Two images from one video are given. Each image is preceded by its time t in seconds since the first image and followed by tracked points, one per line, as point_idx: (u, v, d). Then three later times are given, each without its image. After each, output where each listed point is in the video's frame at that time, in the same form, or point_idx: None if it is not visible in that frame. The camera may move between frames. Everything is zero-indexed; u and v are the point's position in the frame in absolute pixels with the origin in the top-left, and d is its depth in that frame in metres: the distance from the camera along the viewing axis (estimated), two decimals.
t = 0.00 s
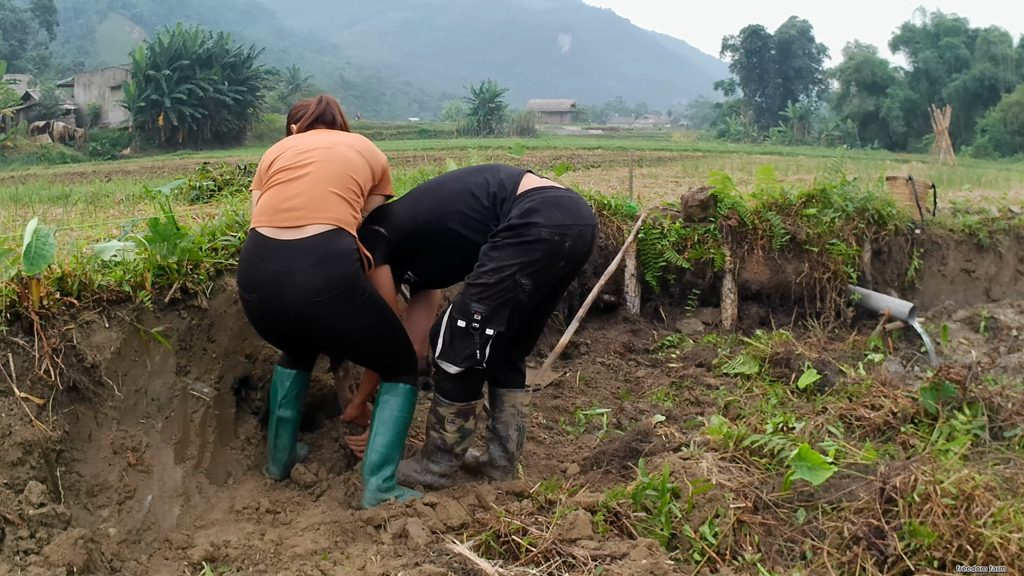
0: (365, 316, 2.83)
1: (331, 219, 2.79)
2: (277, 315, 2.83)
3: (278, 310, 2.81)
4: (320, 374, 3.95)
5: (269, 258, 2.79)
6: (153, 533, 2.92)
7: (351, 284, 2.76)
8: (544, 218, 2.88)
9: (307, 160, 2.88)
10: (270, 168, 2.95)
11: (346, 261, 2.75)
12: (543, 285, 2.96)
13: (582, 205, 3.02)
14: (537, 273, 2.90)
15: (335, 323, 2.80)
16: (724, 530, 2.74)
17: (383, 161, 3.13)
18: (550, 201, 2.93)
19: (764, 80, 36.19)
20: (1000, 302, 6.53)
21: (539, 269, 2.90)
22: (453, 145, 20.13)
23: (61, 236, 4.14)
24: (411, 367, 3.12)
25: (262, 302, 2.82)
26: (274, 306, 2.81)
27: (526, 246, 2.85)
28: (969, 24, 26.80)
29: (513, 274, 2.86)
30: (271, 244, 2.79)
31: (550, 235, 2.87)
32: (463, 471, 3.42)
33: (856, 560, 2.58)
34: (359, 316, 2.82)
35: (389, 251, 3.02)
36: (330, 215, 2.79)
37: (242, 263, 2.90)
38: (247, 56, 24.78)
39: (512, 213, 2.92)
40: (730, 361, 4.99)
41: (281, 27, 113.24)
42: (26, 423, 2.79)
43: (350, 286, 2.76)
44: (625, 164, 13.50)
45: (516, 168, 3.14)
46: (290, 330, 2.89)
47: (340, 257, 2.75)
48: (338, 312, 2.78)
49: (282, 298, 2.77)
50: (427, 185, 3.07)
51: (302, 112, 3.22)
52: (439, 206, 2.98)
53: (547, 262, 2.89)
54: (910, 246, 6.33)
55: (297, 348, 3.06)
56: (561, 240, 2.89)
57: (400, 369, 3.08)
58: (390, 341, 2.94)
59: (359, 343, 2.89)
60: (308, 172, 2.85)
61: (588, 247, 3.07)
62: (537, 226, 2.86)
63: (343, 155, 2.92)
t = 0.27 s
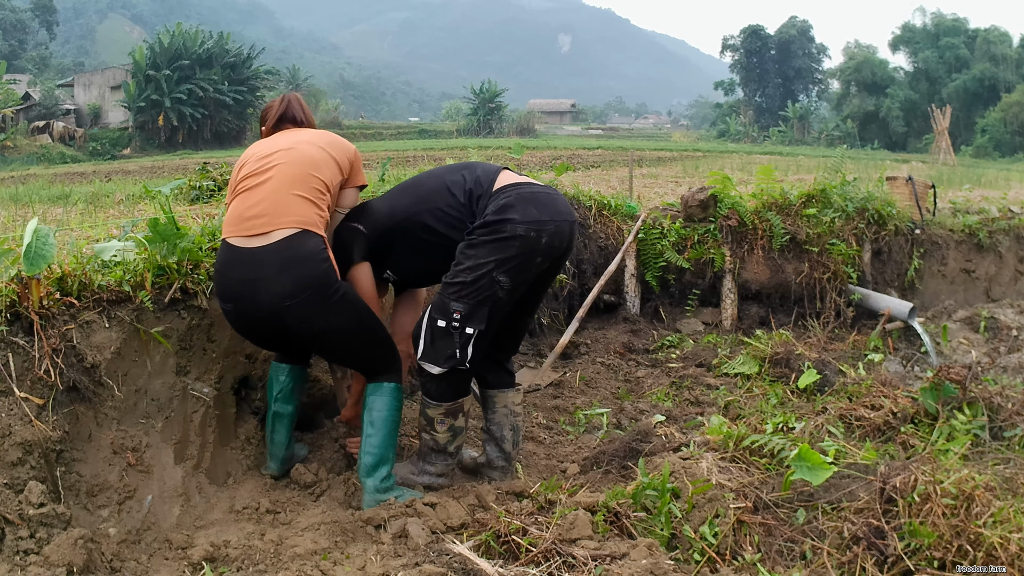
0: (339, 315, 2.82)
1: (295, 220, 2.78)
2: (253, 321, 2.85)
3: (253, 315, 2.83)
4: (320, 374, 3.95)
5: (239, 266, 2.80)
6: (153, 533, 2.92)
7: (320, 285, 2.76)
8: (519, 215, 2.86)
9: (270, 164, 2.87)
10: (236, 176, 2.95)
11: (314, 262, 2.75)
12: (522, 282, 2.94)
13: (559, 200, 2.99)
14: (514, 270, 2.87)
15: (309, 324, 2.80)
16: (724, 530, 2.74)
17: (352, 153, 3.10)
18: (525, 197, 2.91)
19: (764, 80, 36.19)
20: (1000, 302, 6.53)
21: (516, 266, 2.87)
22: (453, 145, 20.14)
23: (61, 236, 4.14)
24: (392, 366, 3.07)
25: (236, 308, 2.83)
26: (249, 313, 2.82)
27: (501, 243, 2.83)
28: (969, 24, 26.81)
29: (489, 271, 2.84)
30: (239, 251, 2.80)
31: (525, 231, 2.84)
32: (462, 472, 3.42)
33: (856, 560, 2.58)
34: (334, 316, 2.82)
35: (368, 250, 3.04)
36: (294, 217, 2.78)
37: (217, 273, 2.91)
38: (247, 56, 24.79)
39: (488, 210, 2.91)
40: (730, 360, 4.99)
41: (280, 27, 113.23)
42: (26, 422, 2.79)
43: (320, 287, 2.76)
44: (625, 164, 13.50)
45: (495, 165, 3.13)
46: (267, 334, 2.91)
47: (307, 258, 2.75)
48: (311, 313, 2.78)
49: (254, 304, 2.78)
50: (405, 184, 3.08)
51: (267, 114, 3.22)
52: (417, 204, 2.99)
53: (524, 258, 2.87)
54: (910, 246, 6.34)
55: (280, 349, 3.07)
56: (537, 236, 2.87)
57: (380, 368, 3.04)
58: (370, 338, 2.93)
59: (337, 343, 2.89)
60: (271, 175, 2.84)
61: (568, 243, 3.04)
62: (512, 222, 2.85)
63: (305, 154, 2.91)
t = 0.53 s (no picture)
0: (328, 315, 2.83)
1: (281, 223, 2.79)
2: (241, 325, 2.85)
3: (241, 319, 2.82)
4: (319, 374, 3.96)
5: (226, 270, 2.80)
6: (153, 533, 2.92)
7: (308, 285, 2.77)
8: (501, 211, 2.85)
9: (254, 168, 2.89)
10: (221, 181, 2.97)
11: (301, 263, 2.76)
12: (507, 279, 2.93)
13: (543, 195, 2.98)
14: (499, 267, 2.86)
15: (297, 324, 2.80)
16: (724, 530, 2.74)
17: (336, 152, 3.12)
18: (507, 192, 2.89)
19: (764, 80, 36.17)
20: (1000, 302, 6.53)
21: (501, 263, 2.86)
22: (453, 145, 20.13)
23: (61, 236, 4.14)
24: (383, 365, 3.06)
25: (225, 313, 2.82)
26: (237, 317, 2.82)
27: (484, 239, 2.82)
28: (969, 24, 26.81)
29: (474, 268, 2.83)
30: (227, 255, 2.80)
31: (508, 227, 2.83)
32: (462, 472, 3.42)
33: (856, 560, 2.58)
34: (322, 317, 2.82)
35: (358, 249, 3.05)
36: (280, 219, 2.79)
37: (205, 278, 2.91)
38: (247, 56, 24.79)
39: (470, 206, 2.90)
40: (730, 361, 4.99)
41: (280, 27, 113.22)
42: (26, 423, 2.79)
43: (308, 287, 2.77)
44: (625, 164, 13.50)
45: (479, 160, 3.12)
46: (256, 337, 2.90)
47: (294, 260, 2.75)
48: (299, 314, 2.78)
49: (242, 308, 2.78)
50: (389, 182, 3.08)
51: (248, 121, 3.23)
52: (402, 202, 3.00)
53: (509, 254, 2.86)
54: (910, 246, 6.33)
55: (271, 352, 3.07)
56: (521, 231, 2.85)
57: (372, 368, 3.03)
58: (359, 338, 2.93)
59: (327, 344, 2.89)
60: (255, 179, 2.85)
61: (553, 237, 3.02)
62: (495, 219, 2.83)
63: (288, 155, 2.92)
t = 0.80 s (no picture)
0: (328, 316, 2.83)
1: (285, 222, 2.78)
2: (242, 322, 2.85)
3: (241, 316, 2.83)
4: (320, 374, 3.97)
5: (228, 267, 2.80)
6: (153, 533, 2.92)
7: (309, 285, 2.76)
8: (500, 209, 2.84)
9: (260, 166, 2.89)
10: (226, 178, 2.96)
11: (303, 264, 2.75)
12: (507, 277, 2.92)
13: (541, 192, 2.97)
14: (499, 266, 2.85)
15: (297, 324, 2.81)
16: (724, 530, 2.74)
17: (342, 153, 3.13)
18: (506, 190, 2.88)
19: (764, 80, 36.17)
20: (1000, 302, 6.53)
21: (500, 261, 2.86)
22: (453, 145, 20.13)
23: (61, 236, 4.14)
24: (385, 363, 3.06)
25: (225, 310, 2.83)
26: (238, 314, 2.82)
27: (484, 238, 2.81)
28: (969, 24, 26.81)
29: (474, 268, 2.82)
30: (229, 251, 2.80)
31: (507, 225, 2.82)
32: (462, 472, 3.42)
33: (857, 560, 2.58)
34: (323, 316, 2.82)
35: (356, 249, 3.04)
36: (284, 218, 2.79)
37: (207, 274, 2.92)
38: (247, 56, 24.80)
39: (469, 205, 2.88)
40: (730, 361, 4.99)
41: (280, 27, 113.22)
42: (26, 422, 2.79)
43: (308, 288, 2.76)
44: (625, 164, 13.50)
45: (476, 156, 3.10)
46: (256, 335, 2.91)
47: (296, 260, 2.75)
48: (299, 314, 2.78)
49: (243, 306, 2.79)
50: (387, 180, 3.06)
51: (255, 118, 3.23)
52: (400, 200, 2.98)
53: (508, 253, 2.85)
54: (910, 246, 6.34)
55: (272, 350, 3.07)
56: (520, 230, 2.85)
57: (373, 366, 3.03)
58: (360, 338, 2.93)
59: (325, 344, 2.89)
60: (261, 177, 2.85)
61: (551, 234, 3.02)
62: (494, 217, 2.82)
63: (297, 156, 2.92)
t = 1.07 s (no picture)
0: (333, 316, 2.82)
1: (294, 220, 2.78)
2: (247, 317, 2.85)
3: (246, 312, 2.82)
4: (320, 375, 3.99)
5: (235, 261, 2.79)
6: (153, 533, 2.92)
7: (316, 285, 2.76)
8: (503, 205, 2.83)
9: (272, 162, 2.88)
10: (235, 171, 2.95)
11: (311, 263, 2.75)
12: (512, 273, 2.93)
13: (543, 187, 2.96)
14: (503, 262, 2.86)
15: (302, 323, 2.80)
16: (724, 530, 2.74)
17: (352, 153, 3.13)
18: (509, 186, 2.87)
19: (764, 80, 36.16)
20: (1000, 302, 6.53)
21: (504, 258, 2.86)
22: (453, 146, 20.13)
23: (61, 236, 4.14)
24: (388, 361, 3.04)
25: (230, 305, 2.83)
26: (243, 309, 2.82)
27: (488, 235, 2.81)
28: (969, 24, 26.81)
29: (478, 265, 2.82)
30: (237, 246, 2.79)
31: (511, 222, 2.82)
32: (462, 472, 3.42)
33: (856, 560, 2.58)
34: (327, 316, 2.81)
35: (360, 247, 3.05)
36: (294, 216, 2.78)
37: (214, 266, 2.91)
38: (247, 56, 24.80)
39: (472, 201, 2.88)
40: (730, 361, 4.99)
41: (280, 27, 113.21)
42: (26, 423, 2.79)
43: (315, 288, 2.76)
44: (625, 164, 13.50)
45: (478, 152, 3.08)
46: (260, 331, 2.90)
47: (304, 258, 2.74)
48: (305, 313, 2.78)
49: (248, 301, 2.78)
50: (390, 178, 3.05)
51: (263, 114, 3.22)
52: (403, 198, 2.98)
53: (512, 249, 2.85)
54: (910, 246, 6.34)
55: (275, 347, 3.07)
56: (524, 226, 2.85)
57: (376, 365, 3.01)
58: (363, 341, 2.92)
59: (329, 343, 2.87)
60: (272, 173, 2.85)
61: (554, 230, 3.02)
62: (497, 214, 2.81)
63: (309, 154, 2.92)
